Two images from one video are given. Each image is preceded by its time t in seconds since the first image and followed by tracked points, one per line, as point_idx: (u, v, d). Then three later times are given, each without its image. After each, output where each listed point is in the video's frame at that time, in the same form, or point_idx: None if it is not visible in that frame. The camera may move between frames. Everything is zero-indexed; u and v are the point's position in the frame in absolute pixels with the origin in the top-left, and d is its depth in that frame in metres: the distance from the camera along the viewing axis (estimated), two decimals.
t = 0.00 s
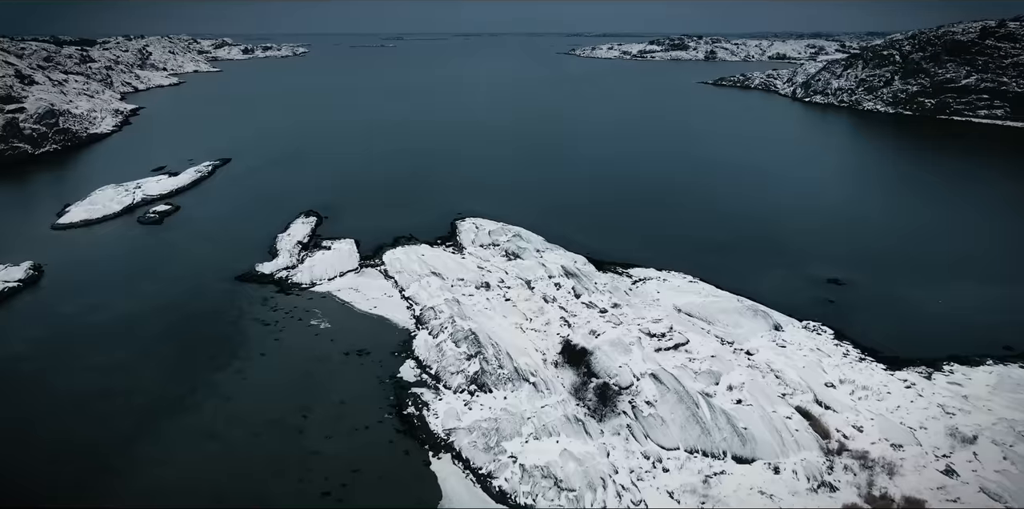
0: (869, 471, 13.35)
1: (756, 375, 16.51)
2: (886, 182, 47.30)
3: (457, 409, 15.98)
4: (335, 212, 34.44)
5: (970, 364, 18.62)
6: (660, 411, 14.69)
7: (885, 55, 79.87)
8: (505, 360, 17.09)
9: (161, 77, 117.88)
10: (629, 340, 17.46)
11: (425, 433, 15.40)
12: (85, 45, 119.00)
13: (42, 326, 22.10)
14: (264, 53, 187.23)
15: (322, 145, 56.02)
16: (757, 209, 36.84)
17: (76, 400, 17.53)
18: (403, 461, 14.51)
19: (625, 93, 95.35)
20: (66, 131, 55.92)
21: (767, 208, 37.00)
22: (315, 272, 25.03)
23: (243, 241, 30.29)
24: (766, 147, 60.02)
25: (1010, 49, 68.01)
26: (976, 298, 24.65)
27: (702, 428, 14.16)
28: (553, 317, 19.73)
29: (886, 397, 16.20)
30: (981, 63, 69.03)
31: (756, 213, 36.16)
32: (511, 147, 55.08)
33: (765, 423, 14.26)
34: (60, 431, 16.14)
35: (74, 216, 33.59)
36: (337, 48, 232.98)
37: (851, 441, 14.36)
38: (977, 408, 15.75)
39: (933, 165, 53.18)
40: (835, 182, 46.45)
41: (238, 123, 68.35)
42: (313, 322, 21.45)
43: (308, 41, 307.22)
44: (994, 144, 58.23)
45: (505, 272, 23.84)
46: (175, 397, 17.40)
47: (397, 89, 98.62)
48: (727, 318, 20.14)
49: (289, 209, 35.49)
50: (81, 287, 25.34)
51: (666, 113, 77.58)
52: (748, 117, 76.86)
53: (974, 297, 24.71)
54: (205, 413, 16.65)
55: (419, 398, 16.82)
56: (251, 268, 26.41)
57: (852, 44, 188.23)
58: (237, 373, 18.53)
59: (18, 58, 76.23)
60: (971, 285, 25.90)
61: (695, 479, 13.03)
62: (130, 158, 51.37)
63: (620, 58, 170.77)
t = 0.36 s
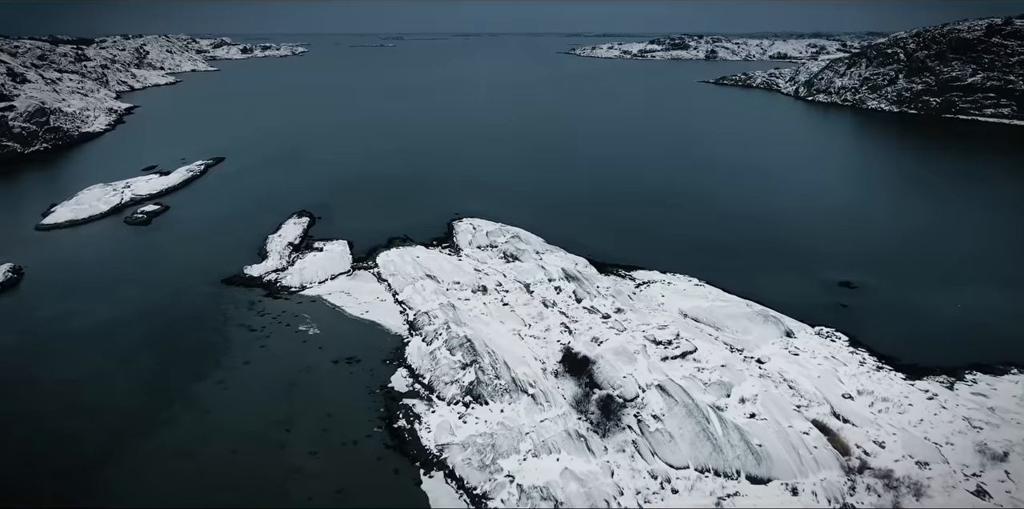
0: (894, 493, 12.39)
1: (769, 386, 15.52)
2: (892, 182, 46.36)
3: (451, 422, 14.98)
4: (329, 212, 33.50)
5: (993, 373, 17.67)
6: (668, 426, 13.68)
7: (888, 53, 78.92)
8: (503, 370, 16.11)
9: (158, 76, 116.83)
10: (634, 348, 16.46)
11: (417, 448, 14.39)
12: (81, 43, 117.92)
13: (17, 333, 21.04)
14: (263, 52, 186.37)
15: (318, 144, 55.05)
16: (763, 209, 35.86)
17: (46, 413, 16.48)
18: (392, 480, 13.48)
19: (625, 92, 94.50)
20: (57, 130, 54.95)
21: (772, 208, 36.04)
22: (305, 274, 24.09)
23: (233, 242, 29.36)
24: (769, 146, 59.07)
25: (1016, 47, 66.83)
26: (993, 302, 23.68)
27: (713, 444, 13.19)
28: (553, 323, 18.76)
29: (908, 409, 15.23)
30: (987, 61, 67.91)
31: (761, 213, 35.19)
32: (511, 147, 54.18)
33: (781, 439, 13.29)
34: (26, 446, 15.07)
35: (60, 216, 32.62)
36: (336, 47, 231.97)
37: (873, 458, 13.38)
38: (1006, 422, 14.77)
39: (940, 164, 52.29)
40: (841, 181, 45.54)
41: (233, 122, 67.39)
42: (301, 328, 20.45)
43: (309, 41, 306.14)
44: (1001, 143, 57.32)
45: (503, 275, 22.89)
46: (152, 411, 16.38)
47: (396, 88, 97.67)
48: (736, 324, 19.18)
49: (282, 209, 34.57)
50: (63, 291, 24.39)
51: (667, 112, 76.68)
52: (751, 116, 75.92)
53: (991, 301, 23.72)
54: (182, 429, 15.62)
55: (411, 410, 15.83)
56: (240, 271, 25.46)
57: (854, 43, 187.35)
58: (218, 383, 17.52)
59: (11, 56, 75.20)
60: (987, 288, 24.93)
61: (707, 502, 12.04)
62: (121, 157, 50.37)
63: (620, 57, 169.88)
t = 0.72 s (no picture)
0: None
1: (786, 400, 14.44)
2: (900, 180, 45.23)
3: (444, 439, 13.89)
4: (322, 212, 32.45)
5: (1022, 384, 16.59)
6: (678, 445, 12.61)
7: (893, 51, 77.87)
8: (499, 382, 15.04)
9: (155, 75, 115.78)
10: (641, 359, 15.38)
11: (406, 468, 13.30)
12: (77, 42, 116.81)
13: None
14: (262, 51, 185.44)
15: (313, 142, 53.98)
16: (768, 209, 34.76)
17: (12, 423, 15.48)
18: (379, 502, 12.39)
19: (626, 91, 93.48)
20: (47, 128, 53.95)
21: (780, 208, 34.90)
22: (293, 278, 23.00)
23: (221, 243, 28.34)
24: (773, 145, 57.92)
25: None
26: (1014, 306, 22.55)
27: (728, 466, 12.12)
28: (553, 331, 17.68)
29: (935, 425, 14.16)
30: (994, 58, 66.82)
31: (768, 213, 34.08)
32: (509, 145, 53.05)
33: (802, 459, 12.21)
34: None
35: (42, 216, 31.57)
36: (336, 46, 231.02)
37: (901, 480, 12.31)
38: None
39: (949, 162, 51.17)
40: (848, 180, 44.44)
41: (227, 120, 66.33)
42: (287, 335, 19.35)
43: (309, 40, 305.51)
44: (1009, 141, 56.17)
45: (501, 278, 21.80)
46: (122, 424, 15.26)
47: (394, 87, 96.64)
48: (747, 331, 18.11)
49: (274, 209, 33.54)
50: (41, 294, 23.37)
51: (669, 111, 75.59)
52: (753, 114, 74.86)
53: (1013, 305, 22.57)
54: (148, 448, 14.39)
55: (401, 425, 14.76)
56: (226, 273, 24.40)
57: (856, 42, 185.88)
58: (196, 395, 16.42)
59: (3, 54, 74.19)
60: (1007, 292, 23.79)
61: None
62: (111, 155, 49.37)
63: (621, 56, 168.70)
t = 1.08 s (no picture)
0: None
1: (805, 418, 13.38)
2: (908, 179, 44.11)
3: (435, 461, 12.83)
4: (314, 214, 31.42)
5: None
6: (691, 471, 11.55)
7: (898, 49, 76.86)
8: (496, 398, 13.97)
9: (151, 74, 114.75)
10: (647, 374, 14.32)
11: (393, 493, 12.22)
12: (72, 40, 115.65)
13: None
14: (260, 51, 184.12)
15: (308, 141, 52.97)
16: (776, 209, 33.62)
17: None
18: None
19: (627, 90, 92.45)
20: (36, 127, 52.90)
21: (785, 208, 33.82)
22: (280, 283, 21.93)
23: (209, 246, 27.33)
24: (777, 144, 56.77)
25: None
26: None
27: (746, 494, 11.04)
28: (553, 341, 16.63)
29: (966, 446, 13.08)
30: (1001, 56, 66.04)
31: (774, 213, 32.99)
32: (508, 144, 51.99)
33: (826, 486, 11.15)
34: None
35: (24, 217, 30.52)
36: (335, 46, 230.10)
37: None
38: None
39: (957, 161, 50.08)
40: (854, 179, 43.34)
41: (222, 119, 65.26)
42: (271, 345, 18.27)
43: (309, 40, 304.81)
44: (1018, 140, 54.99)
45: (498, 284, 20.75)
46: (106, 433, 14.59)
47: (392, 86, 95.50)
48: (759, 341, 17.08)
49: (264, 210, 32.48)
50: (18, 299, 22.39)
51: (670, 110, 74.61)
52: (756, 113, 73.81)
53: None
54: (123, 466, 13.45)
55: (389, 444, 13.67)
56: (211, 278, 23.34)
57: (857, 42, 184.71)
58: (172, 411, 15.37)
59: None
60: None
61: None
62: (101, 155, 48.34)
63: (621, 56, 167.33)
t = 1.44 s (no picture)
0: None
1: (827, 441, 12.33)
2: (915, 179, 43.10)
3: (425, 489, 11.77)
4: (305, 216, 30.42)
5: None
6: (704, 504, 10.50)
7: (903, 48, 75.79)
8: (491, 420, 12.93)
9: (148, 74, 113.71)
10: (655, 394, 13.28)
11: None
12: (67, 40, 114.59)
13: None
14: (258, 50, 183.08)
15: (302, 141, 51.97)
16: (782, 210, 32.53)
17: None
18: None
19: (627, 89, 91.43)
20: (26, 127, 51.87)
21: (788, 207, 32.78)
22: (266, 290, 20.91)
23: (196, 250, 26.32)
24: (781, 143, 55.69)
25: None
26: None
27: None
28: (553, 354, 15.59)
29: (1002, 473, 12.04)
30: (1009, 55, 64.97)
31: (781, 214, 31.93)
32: (507, 143, 50.96)
33: None
34: None
35: (6, 218, 29.50)
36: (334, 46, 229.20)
37: None
38: None
39: (965, 160, 49.05)
40: (859, 179, 42.37)
41: (216, 119, 64.24)
42: (253, 357, 17.19)
43: (308, 40, 303.81)
44: None
45: (495, 291, 19.70)
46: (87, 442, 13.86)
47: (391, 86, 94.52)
48: (773, 354, 16.03)
49: (255, 212, 31.48)
50: None
51: (671, 109, 73.63)
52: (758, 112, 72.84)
53: None
54: (93, 484, 12.53)
55: (375, 469, 12.61)
56: (195, 283, 22.32)
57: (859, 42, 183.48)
58: (142, 430, 14.22)
59: None
60: None
61: None
62: (91, 155, 47.35)
63: (621, 55, 166.34)
